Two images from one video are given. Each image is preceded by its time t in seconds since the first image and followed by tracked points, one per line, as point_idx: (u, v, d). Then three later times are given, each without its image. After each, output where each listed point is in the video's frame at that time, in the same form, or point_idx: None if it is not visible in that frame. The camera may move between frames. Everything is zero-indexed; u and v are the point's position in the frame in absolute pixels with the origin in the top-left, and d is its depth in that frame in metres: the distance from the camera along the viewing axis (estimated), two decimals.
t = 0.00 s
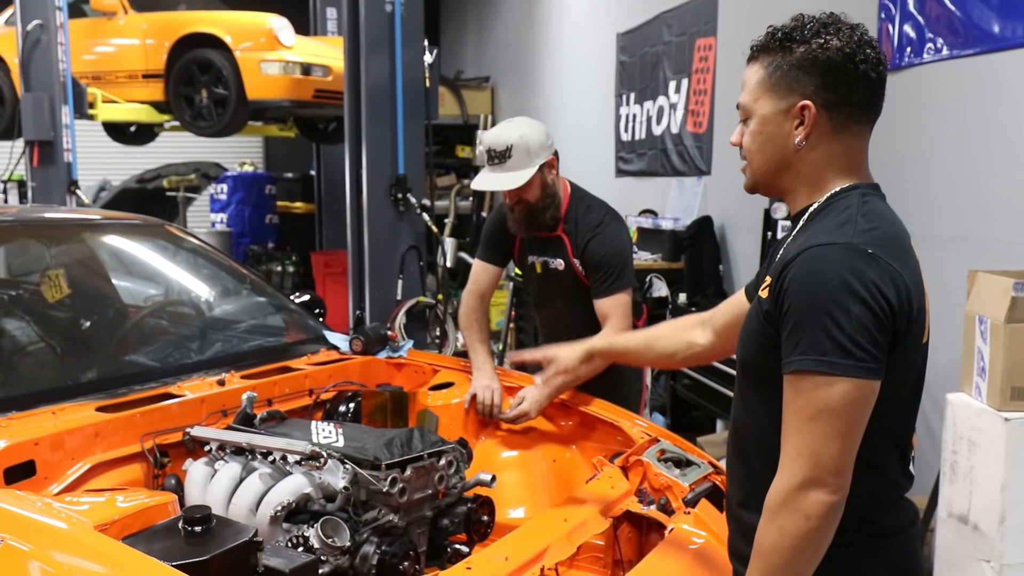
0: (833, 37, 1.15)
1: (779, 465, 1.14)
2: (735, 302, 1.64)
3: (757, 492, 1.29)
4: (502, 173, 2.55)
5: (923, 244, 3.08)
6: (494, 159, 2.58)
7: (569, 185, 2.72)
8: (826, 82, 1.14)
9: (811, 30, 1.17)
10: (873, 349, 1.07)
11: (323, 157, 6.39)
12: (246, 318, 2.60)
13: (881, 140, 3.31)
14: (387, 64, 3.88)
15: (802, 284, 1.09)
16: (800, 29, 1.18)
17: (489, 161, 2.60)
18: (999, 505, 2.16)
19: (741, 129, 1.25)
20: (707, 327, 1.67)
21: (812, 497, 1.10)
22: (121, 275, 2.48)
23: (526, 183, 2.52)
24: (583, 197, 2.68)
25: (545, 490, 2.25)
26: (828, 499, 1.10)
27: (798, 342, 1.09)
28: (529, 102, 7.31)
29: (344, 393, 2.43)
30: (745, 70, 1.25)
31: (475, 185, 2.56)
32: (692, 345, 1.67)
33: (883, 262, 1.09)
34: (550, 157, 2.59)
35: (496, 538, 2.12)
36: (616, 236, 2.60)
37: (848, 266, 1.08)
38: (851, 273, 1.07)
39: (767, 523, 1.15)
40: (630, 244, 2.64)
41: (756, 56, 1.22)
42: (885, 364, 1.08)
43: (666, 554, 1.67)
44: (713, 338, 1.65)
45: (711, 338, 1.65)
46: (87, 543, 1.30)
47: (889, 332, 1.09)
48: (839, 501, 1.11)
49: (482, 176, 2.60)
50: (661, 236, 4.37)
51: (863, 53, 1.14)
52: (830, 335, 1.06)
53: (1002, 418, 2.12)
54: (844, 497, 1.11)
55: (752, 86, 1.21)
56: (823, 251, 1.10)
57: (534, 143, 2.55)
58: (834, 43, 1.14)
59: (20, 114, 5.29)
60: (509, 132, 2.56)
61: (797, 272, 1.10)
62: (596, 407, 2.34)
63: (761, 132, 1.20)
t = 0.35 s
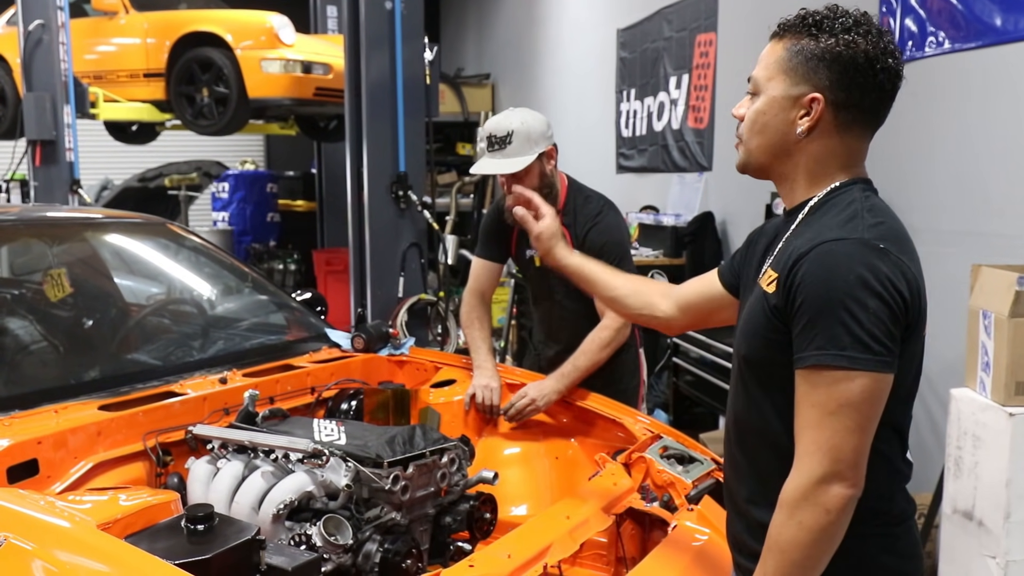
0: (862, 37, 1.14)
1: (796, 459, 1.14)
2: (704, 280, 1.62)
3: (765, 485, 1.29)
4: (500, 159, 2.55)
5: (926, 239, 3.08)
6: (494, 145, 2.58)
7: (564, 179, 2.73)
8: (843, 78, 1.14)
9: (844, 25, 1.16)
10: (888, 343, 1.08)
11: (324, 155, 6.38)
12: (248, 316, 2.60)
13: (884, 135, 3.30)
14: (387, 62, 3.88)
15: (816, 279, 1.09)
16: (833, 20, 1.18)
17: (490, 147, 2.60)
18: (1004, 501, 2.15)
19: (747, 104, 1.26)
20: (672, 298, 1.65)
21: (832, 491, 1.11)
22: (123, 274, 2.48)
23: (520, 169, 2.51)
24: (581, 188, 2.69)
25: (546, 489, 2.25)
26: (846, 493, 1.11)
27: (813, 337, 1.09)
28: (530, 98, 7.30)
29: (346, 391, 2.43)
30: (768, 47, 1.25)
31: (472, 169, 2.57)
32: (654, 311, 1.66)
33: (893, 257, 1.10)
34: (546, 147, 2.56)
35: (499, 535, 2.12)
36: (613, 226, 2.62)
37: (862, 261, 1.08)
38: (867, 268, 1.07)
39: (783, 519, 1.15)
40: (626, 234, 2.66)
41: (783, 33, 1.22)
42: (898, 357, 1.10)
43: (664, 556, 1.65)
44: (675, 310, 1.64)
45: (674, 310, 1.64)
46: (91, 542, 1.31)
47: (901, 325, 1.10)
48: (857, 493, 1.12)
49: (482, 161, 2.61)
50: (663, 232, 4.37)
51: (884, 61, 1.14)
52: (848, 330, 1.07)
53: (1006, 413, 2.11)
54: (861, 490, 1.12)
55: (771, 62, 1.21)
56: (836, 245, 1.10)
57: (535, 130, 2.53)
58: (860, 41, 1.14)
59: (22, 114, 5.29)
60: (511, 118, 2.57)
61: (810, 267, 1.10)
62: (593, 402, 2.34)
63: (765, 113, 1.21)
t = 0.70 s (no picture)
0: (859, 35, 1.17)
1: (838, 461, 1.13)
2: (687, 297, 1.62)
3: (776, 473, 1.28)
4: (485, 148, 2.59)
5: (927, 237, 3.07)
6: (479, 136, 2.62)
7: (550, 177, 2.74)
8: (853, 80, 1.16)
9: (838, 23, 1.18)
10: (920, 337, 1.09)
11: (325, 156, 6.38)
12: (249, 318, 2.60)
13: (885, 133, 3.29)
14: (387, 63, 3.88)
15: (845, 279, 1.09)
16: (828, 20, 1.18)
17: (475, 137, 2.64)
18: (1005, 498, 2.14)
19: (745, 113, 1.23)
20: (649, 325, 1.69)
21: (880, 489, 1.11)
22: (124, 276, 2.48)
23: (503, 159, 2.55)
24: (564, 185, 2.71)
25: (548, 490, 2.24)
26: (893, 489, 1.12)
27: (847, 337, 1.09)
28: (531, 99, 7.29)
29: (348, 391, 2.43)
30: (755, 55, 1.23)
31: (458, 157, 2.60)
32: (637, 346, 1.70)
33: (915, 252, 1.11)
34: (531, 142, 2.61)
35: (502, 535, 2.12)
36: (599, 222, 2.63)
37: (889, 258, 1.08)
38: (893, 265, 1.08)
39: (831, 522, 1.14)
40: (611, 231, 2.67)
41: (777, 41, 1.20)
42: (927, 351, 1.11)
43: (658, 563, 1.64)
44: (655, 336, 1.67)
45: (654, 337, 1.67)
46: (92, 545, 1.31)
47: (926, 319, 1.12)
48: (901, 490, 1.13)
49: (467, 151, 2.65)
50: (664, 231, 4.37)
51: (884, 55, 1.18)
52: (882, 327, 1.07)
53: (1008, 410, 2.11)
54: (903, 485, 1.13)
55: (773, 73, 1.19)
56: (860, 244, 1.10)
57: (520, 122, 2.57)
58: (862, 40, 1.16)
59: (22, 116, 5.30)
60: (496, 111, 2.61)
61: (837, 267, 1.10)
62: (590, 400, 2.35)
63: (778, 122, 1.19)
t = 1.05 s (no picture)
0: (845, 37, 1.16)
1: (821, 466, 1.13)
2: (713, 291, 1.62)
3: (770, 479, 1.27)
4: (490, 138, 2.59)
5: (928, 240, 3.06)
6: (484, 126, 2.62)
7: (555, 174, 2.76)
8: (843, 82, 1.15)
9: (822, 28, 1.17)
10: (906, 344, 1.08)
11: (326, 155, 6.37)
12: (249, 316, 2.60)
13: (887, 136, 3.28)
14: (390, 61, 3.87)
15: (833, 282, 1.09)
16: (810, 27, 1.18)
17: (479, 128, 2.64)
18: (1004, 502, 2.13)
19: (742, 128, 1.24)
20: (676, 316, 1.70)
21: (860, 494, 1.10)
22: (125, 273, 2.48)
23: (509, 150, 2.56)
24: (566, 182, 2.72)
25: (547, 489, 2.24)
26: (873, 495, 1.11)
27: (832, 341, 1.09)
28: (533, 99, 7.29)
29: (348, 390, 2.43)
30: (744, 69, 1.23)
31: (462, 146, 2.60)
32: (663, 336, 1.72)
33: (908, 259, 1.10)
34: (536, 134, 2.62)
35: (500, 535, 2.11)
36: (602, 219, 2.64)
37: (878, 263, 1.08)
38: (882, 271, 1.07)
39: (814, 530, 1.15)
40: (614, 229, 2.68)
41: (761, 54, 1.21)
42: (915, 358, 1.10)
43: (667, 555, 1.65)
44: (682, 328, 1.68)
45: (681, 329, 1.68)
46: (90, 542, 1.30)
47: (917, 326, 1.11)
48: (884, 496, 1.12)
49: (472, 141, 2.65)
50: (664, 233, 4.36)
51: (874, 52, 1.17)
52: (866, 333, 1.07)
53: (1007, 413, 2.10)
54: (886, 491, 1.12)
55: (761, 87, 1.19)
56: (850, 248, 1.10)
57: (527, 113, 2.57)
58: (848, 40, 1.15)
59: (24, 112, 5.30)
60: (503, 103, 2.62)
61: (826, 270, 1.10)
62: (590, 400, 2.34)
63: (773, 134, 1.19)
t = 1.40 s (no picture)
0: (849, 44, 1.14)
1: (778, 468, 1.13)
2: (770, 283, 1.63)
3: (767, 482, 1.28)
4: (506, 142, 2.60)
5: (928, 240, 3.07)
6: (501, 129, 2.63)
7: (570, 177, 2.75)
8: (848, 91, 1.14)
9: (825, 35, 1.15)
10: (874, 358, 1.07)
11: (326, 157, 6.37)
12: (249, 318, 2.60)
13: (886, 137, 3.29)
14: (389, 63, 3.87)
15: (806, 290, 1.09)
16: (812, 33, 1.16)
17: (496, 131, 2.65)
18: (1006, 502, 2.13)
19: (748, 136, 1.24)
20: (730, 303, 1.70)
21: (808, 503, 1.10)
22: (125, 276, 2.48)
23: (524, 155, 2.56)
24: (582, 187, 2.71)
25: (549, 490, 2.24)
26: (824, 506, 1.10)
27: (800, 348, 1.09)
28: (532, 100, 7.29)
29: (349, 393, 2.43)
30: (748, 76, 1.23)
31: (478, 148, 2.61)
32: (717, 319, 1.70)
33: (888, 271, 1.09)
34: (553, 141, 2.62)
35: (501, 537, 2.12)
36: (614, 227, 2.61)
37: (852, 273, 1.07)
38: (856, 282, 1.07)
39: (761, 524, 1.15)
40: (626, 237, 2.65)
41: (763, 63, 1.20)
42: (886, 373, 1.08)
43: (671, 556, 1.65)
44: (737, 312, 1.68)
45: (736, 313, 1.68)
46: (92, 544, 1.30)
47: (891, 340, 1.09)
48: (834, 507, 1.10)
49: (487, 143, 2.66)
50: (664, 234, 4.37)
51: (879, 57, 1.15)
52: (831, 343, 1.06)
53: (1008, 413, 2.10)
54: (840, 504, 1.11)
55: (764, 97, 1.19)
56: (828, 257, 1.10)
57: (545, 118, 2.58)
58: (853, 47, 1.13)
59: (23, 115, 5.30)
60: (521, 107, 2.63)
61: (802, 277, 1.10)
62: (601, 406, 2.33)
63: (779, 144, 1.19)
